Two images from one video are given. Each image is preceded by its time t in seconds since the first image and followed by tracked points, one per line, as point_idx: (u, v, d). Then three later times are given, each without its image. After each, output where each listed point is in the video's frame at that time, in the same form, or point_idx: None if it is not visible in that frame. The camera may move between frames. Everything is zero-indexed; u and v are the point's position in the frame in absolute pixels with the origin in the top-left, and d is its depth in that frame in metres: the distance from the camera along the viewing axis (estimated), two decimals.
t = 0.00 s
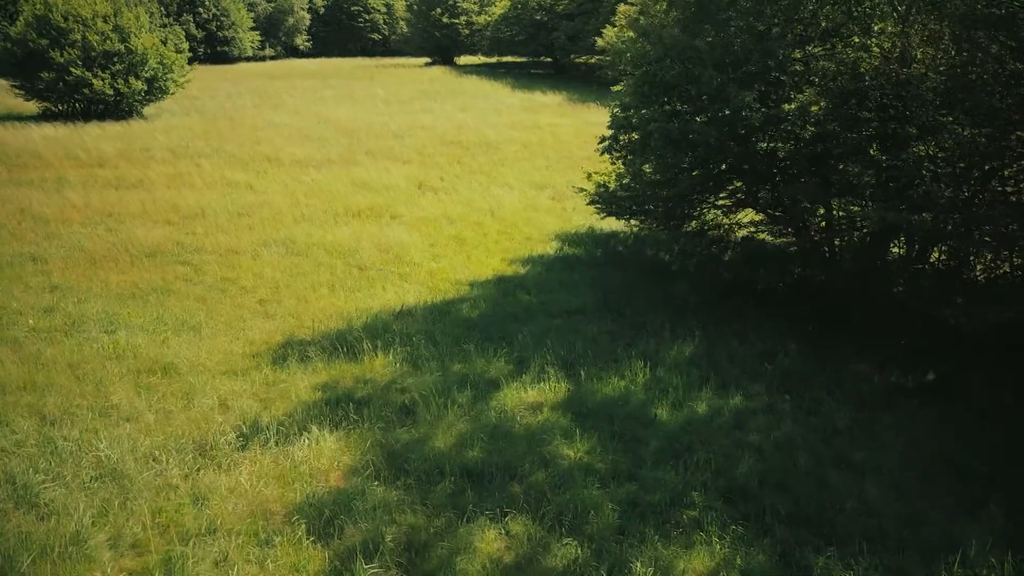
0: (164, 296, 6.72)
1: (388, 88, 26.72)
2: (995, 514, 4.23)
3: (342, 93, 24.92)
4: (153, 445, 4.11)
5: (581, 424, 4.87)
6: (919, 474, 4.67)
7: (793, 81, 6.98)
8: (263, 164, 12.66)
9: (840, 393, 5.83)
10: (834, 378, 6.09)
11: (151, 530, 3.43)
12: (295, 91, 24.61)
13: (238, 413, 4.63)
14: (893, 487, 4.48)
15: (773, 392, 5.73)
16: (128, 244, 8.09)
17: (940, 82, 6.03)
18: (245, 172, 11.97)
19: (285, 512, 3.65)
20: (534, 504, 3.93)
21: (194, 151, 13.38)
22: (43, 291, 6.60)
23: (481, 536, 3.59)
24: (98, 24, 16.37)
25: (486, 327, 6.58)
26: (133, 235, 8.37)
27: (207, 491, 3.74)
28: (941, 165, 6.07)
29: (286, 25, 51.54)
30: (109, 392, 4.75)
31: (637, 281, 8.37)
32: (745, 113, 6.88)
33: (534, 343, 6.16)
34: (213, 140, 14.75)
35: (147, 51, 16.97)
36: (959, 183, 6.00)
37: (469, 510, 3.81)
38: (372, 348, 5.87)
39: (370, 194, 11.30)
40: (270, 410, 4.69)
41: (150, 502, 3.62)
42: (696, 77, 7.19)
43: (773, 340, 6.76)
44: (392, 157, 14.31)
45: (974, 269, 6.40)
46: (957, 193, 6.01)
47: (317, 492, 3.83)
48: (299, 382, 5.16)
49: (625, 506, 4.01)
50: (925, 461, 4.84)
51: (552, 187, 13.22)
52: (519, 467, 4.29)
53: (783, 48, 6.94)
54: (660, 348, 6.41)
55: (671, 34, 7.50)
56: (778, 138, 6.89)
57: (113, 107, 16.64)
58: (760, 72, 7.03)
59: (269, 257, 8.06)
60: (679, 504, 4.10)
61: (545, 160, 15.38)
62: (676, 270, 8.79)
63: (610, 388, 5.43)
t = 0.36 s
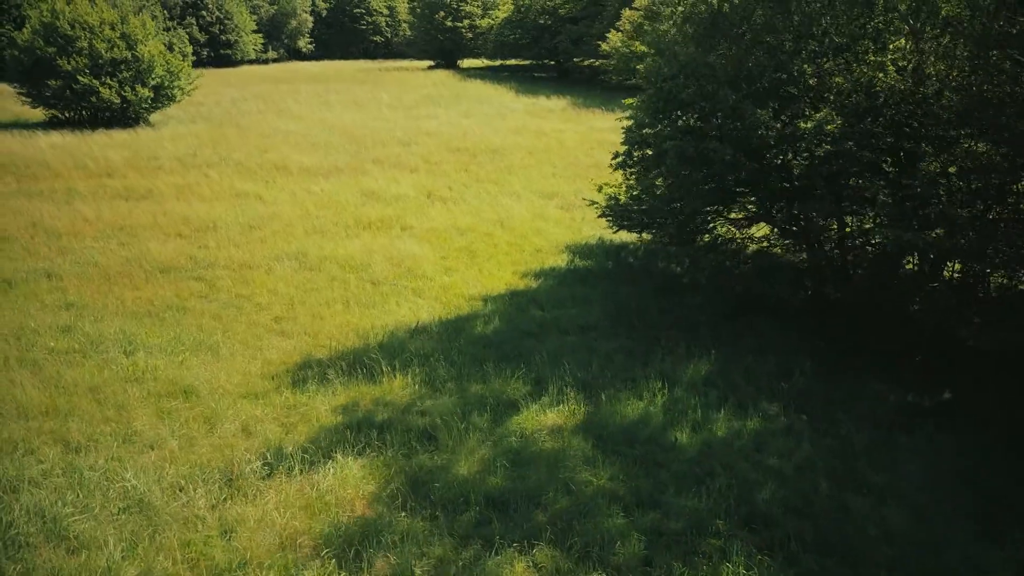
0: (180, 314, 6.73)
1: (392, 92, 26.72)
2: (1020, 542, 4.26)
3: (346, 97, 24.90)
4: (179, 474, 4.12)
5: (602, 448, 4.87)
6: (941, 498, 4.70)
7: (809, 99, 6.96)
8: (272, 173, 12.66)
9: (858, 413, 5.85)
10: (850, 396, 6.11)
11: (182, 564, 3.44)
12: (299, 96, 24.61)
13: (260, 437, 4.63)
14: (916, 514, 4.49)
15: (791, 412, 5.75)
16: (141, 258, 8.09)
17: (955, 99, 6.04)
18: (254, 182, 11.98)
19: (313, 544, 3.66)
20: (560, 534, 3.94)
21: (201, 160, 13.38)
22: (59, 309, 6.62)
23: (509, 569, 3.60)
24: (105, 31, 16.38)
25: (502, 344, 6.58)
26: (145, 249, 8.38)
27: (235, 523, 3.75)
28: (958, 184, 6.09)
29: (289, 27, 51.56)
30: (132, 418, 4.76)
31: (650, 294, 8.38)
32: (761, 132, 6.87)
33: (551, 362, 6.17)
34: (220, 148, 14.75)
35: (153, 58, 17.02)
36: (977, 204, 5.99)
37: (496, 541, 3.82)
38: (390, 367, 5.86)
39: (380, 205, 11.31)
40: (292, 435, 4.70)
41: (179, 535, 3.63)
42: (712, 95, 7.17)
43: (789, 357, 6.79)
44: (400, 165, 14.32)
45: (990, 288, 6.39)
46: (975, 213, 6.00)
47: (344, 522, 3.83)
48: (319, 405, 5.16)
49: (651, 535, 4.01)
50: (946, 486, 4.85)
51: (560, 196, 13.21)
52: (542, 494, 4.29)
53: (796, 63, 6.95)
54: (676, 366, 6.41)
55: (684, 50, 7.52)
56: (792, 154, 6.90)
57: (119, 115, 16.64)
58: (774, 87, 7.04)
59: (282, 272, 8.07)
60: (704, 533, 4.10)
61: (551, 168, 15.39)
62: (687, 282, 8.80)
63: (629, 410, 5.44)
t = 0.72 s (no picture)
0: (196, 332, 6.74)
1: (396, 97, 26.75)
2: None
3: (351, 102, 24.92)
4: (205, 503, 4.13)
5: (624, 473, 4.88)
6: (966, 525, 4.70)
7: (825, 116, 6.95)
8: (280, 183, 12.68)
9: (874, 432, 5.85)
10: (867, 416, 6.10)
11: None
12: (304, 101, 24.64)
13: (283, 462, 4.65)
14: (938, 541, 4.50)
15: (809, 434, 5.74)
16: (155, 273, 8.11)
17: (973, 118, 6.04)
18: (263, 192, 12.00)
19: None
20: (586, 563, 3.95)
21: (210, 169, 13.40)
22: (77, 327, 6.63)
23: None
24: (112, 38, 16.41)
25: (518, 362, 6.59)
26: (159, 263, 8.39)
27: (263, 554, 3.75)
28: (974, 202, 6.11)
29: (291, 29, 51.61)
30: (154, 443, 4.77)
31: (663, 309, 8.38)
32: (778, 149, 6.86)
33: (569, 381, 6.17)
34: (228, 156, 14.76)
35: (160, 66, 17.20)
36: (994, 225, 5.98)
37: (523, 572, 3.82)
38: (408, 387, 5.87)
39: (389, 216, 11.34)
40: (315, 460, 4.70)
41: (208, 567, 3.64)
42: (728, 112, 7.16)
43: (805, 374, 6.77)
44: (408, 173, 14.35)
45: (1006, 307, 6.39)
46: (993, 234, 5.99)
47: (371, 553, 3.83)
48: (340, 427, 5.17)
49: (677, 564, 4.02)
50: (967, 510, 4.85)
51: (568, 205, 13.24)
52: (567, 521, 4.30)
53: (810, 78, 6.95)
54: (692, 385, 6.42)
55: (700, 67, 7.51)
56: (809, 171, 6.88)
57: (127, 122, 16.74)
58: (789, 105, 7.04)
59: (296, 287, 8.08)
60: (729, 561, 4.10)
61: (558, 175, 15.42)
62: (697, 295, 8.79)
63: (648, 433, 5.44)
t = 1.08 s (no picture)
0: (211, 348, 6.77)
1: (400, 101, 26.75)
2: None
3: (355, 107, 24.93)
4: (230, 530, 4.14)
5: (644, 496, 4.89)
6: (984, 547, 4.73)
7: (840, 134, 6.96)
8: (289, 192, 12.69)
9: (890, 451, 5.88)
10: (883, 435, 6.11)
11: None
12: (309, 106, 24.64)
13: (306, 486, 4.66)
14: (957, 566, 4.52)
15: (826, 453, 5.77)
16: (169, 287, 8.12)
17: (989, 137, 6.05)
18: (272, 202, 12.00)
19: None
20: None
21: (219, 177, 13.42)
22: (93, 344, 6.65)
23: None
24: (120, 46, 16.44)
25: (534, 379, 6.59)
26: (172, 277, 8.41)
27: None
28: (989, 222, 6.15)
29: (294, 32, 51.63)
30: (177, 467, 4.79)
31: (674, 322, 8.40)
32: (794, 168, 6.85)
33: (586, 400, 6.18)
34: (236, 164, 14.78)
35: (167, 73, 17.11)
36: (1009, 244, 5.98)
37: None
38: (426, 406, 5.87)
39: (399, 226, 11.35)
40: (337, 485, 4.71)
41: None
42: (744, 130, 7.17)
43: (820, 392, 6.79)
44: (416, 181, 14.36)
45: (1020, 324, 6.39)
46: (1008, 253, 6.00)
47: None
48: (360, 448, 5.18)
49: None
50: (986, 533, 4.87)
51: (576, 213, 13.24)
52: (590, 546, 4.30)
53: (825, 95, 6.93)
54: (707, 403, 6.43)
55: (715, 83, 7.51)
56: (824, 189, 6.87)
57: (134, 129, 16.75)
58: (803, 121, 7.03)
59: (309, 301, 8.09)
60: None
61: (565, 182, 15.43)
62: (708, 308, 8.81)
63: (667, 454, 5.45)
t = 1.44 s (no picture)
0: (227, 367, 6.76)
1: (404, 106, 26.79)
2: None
3: (360, 112, 24.97)
4: (254, 560, 4.13)
5: (665, 521, 4.89)
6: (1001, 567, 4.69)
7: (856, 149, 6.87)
8: (298, 202, 12.72)
9: (902, 467, 5.91)
10: (899, 456, 6.06)
11: None
12: (313, 112, 24.68)
13: (327, 512, 4.65)
14: None
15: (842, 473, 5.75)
16: (182, 302, 8.13)
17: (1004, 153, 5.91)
18: (282, 212, 12.02)
19: None
20: None
21: (228, 187, 13.44)
22: (110, 362, 6.66)
23: None
24: (127, 54, 16.45)
25: (550, 397, 6.60)
26: (185, 291, 8.43)
27: None
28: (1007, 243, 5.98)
29: (297, 35, 51.70)
30: (198, 492, 4.79)
31: (687, 336, 8.40)
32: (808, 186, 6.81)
33: (603, 420, 6.18)
34: (244, 172, 14.80)
35: (174, 80, 17.11)
36: None
37: None
38: (444, 427, 5.86)
39: (409, 238, 11.37)
40: (358, 510, 4.70)
41: None
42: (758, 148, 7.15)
43: (832, 408, 6.83)
44: (423, 190, 14.38)
45: None
46: None
47: None
48: (379, 470, 5.18)
49: None
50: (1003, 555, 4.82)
51: (584, 223, 13.26)
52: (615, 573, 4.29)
53: (839, 112, 6.78)
54: (724, 422, 6.42)
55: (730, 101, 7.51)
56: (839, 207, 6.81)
57: (141, 136, 16.73)
58: (818, 138, 6.98)
59: (323, 316, 8.10)
60: None
61: (572, 191, 15.45)
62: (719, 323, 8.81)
63: (686, 476, 5.45)
